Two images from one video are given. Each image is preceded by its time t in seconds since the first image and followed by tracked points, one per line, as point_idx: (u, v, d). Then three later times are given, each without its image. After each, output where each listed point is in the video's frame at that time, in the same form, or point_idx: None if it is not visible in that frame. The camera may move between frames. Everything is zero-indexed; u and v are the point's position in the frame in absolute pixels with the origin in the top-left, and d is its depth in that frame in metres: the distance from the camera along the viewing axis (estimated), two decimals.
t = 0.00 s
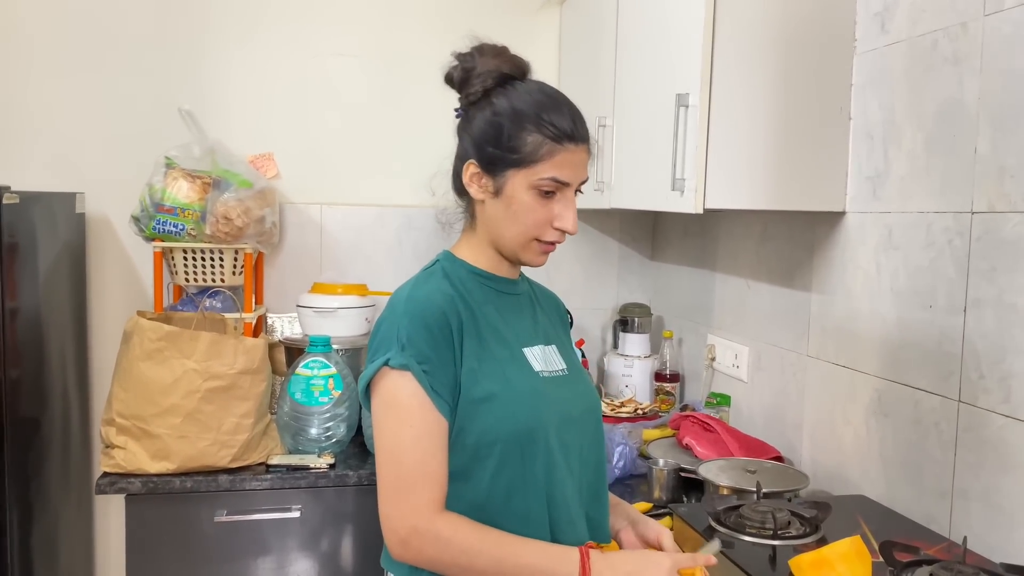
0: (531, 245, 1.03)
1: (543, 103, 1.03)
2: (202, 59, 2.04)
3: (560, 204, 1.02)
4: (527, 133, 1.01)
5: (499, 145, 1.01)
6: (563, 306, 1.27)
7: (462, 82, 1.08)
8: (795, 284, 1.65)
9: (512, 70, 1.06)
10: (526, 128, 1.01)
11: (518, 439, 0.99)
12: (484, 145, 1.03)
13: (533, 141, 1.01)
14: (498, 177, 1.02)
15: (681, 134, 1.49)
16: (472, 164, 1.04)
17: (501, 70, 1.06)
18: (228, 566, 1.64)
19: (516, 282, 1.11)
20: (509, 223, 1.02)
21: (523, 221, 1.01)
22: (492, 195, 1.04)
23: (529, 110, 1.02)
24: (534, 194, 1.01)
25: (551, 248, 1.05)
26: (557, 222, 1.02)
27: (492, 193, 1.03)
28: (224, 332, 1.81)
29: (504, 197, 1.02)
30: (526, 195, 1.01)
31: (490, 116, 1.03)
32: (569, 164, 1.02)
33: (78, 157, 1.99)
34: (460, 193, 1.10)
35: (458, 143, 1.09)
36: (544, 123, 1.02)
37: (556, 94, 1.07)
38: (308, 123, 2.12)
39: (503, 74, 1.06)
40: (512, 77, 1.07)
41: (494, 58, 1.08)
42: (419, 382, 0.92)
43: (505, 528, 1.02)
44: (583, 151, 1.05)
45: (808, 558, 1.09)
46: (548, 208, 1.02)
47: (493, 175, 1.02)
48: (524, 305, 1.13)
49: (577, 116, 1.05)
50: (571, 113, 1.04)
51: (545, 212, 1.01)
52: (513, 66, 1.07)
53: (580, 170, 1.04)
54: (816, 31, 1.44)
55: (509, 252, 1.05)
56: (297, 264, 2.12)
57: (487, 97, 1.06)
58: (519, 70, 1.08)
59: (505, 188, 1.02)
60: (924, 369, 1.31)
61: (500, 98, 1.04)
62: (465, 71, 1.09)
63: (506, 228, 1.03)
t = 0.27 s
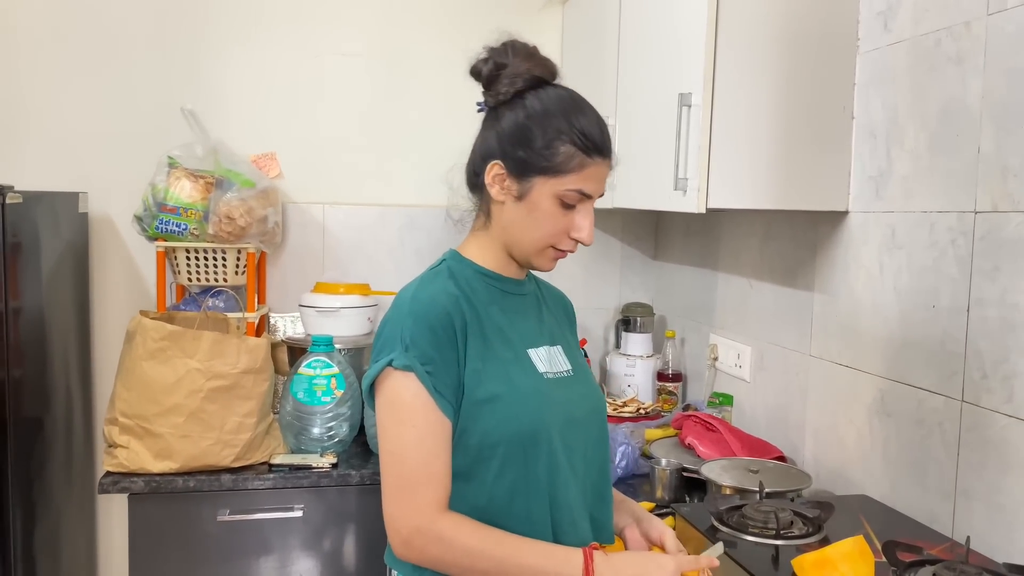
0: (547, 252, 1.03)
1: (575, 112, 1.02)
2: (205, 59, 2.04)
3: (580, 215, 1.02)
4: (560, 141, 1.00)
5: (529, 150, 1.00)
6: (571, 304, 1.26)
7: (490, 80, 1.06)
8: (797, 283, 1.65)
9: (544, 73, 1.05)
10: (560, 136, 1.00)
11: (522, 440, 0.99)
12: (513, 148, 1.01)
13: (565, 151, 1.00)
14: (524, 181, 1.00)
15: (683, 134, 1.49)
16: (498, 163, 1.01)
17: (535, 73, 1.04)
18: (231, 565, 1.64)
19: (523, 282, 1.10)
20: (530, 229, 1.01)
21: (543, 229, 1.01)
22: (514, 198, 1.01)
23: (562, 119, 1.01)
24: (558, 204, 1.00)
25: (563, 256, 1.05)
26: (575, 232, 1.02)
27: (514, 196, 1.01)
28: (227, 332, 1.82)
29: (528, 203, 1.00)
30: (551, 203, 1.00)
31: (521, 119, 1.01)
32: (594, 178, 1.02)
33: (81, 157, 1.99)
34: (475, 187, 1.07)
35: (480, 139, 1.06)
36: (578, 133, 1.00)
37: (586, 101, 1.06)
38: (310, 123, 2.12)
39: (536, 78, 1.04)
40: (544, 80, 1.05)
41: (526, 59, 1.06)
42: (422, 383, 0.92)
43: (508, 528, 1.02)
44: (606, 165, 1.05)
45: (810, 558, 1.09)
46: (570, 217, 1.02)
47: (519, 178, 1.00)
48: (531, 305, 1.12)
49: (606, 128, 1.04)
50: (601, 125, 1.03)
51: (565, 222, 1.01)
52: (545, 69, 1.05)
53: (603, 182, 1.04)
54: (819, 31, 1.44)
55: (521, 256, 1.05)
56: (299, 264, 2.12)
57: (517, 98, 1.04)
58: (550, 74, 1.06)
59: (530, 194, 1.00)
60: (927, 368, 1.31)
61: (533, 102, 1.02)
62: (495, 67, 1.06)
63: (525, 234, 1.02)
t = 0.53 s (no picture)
0: (561, 255, 1.03)
1: (596, 116, 1.01)
2: (206, 58, 2.04)
3: (596, 219, 1.02)
4: (580, 145, 0.99)
5: (549, 152, 0.99)
6: (584, 303, 1.26)
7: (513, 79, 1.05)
8: (798, 282, 1.65)
9: (567, 76, 1.04)
10: (580, 140, 0.99)
11: (533, 441, 0.99)
12: (532, 149, 1.00)
13: (585, 155, 0.99)
14: (542, 183, 1.00)
15: (685, 133, 1.49)
16: (517, 164, 1.01)
17: (558, 74, 1.03)
18: (233, 564, 1.65)
19: (538, 282, 1.10)
20: (546, 231, 1.01)
21: (559, 232, 1.00)
22: (531, 199, 1.01)
23: (583, 122, 1.00)
24: (575, 207, 1.00)
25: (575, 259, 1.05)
26: (590, 236, 1.01)
27: (531, 197, 1.01)
28: (228, 330, 1.82)
29: (544, 204, 1.00)
30: (567, 206, 1.00)
31: (542, 120, 1.01)
32: (612, 182, 1.01)
33: (83, 156, 1.99)
34: (492, 185, 1.07)
35: (500, 137, 1.06)
36: (598, 138, 1.00)
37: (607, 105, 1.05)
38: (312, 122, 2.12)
39: (558, 79, 1.03)
40: (566, 82, 1.04)
41: (550, 59, 1.05)
42: (435, 382, 0.92)
43: (515, 528, 1.02)
44: (625, 169, 1.04)
45: (811, 557, 1.10)
46: (586, 221, 1.01)
47: (538, 180, 1.00)
48: (545, 305, 1.11)
49: (626, 134, 1.03)
50: (621, 129, 1.03)
51: (581, 225, 1.01)
52: (567, 71, 1.05)
53: (620, 187, 1.03)
54: (821, 29, 1.44)
55: (536, 257, 1.04)
56: (300, 263, 2.13)
57: (539, 99, 1.03)
58: (572, 75, 1.06)
59: (547, 196, 1.00)
60: (928, 367, 1.31)
61: (554, 103, 1.02)
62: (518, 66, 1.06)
63: (540, 236, 1.01)
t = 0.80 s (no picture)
0: (575, 256, 1.03)
1: (617, 120, 1.01)
2: (207, 57, 2.04)
3: (613, 222, 1.01)
4: (600, 148, 0.99)
5: (568, 154, 0.99)
6: (595, 303, 1.25)
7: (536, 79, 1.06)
8: (800, 282, 1.65)
9: (589, 78, 1.04)
10: (600, 144, 0.99)
11: (545, 440, 0.99)
12: (552, 149, 1.00)
13: (604, 158, 0.99)
14: (560, 185, 0.99)
15: (687, 132, 1.49)
16: (537, 164, 1.01)
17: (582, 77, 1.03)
18: (234, 562, 1.65)
19: (551, 281, 1.10)
20: (562, 233, 1.01)
21: (575, 235, 1.00)
22: (549, 200, 1.01)
23: (603, 126, 1.00)
24: (592, 210, 1.00)
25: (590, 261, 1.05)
26: (606, 240, 1.01)
27: (549, 198, 1.01)
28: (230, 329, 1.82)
29: (561, 206, 1.00)
30: (585, 210, 1.00)
31: (563, 121, 1.00)
32: (630, 186, 1.01)
33: (85, 154, 1.99)
34: (511, 183, 1.07)
35: (520, 136, 1.06)
36: (618, 142, 0.99)
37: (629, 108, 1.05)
38: (313, 121, 2.12)
39: (581, 80, 1.03)
40: (588, 83, 1.04)
41: (574, 60, 1.05)
42: (450, 378, 0.92)
43: (522, 526, 1.02)
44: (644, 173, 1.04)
45: (813, 556, 1.10)
46: (603, 224, 1.01)
47: (556, 181, 1.00)
48: (558, 304, 1.11)
49: (647, 138, 1.03)
50: (642, 133, 1.02)
51: (597, 229, 1.01)
52: (590, 72, 1.04)
53: (639, 191, 1.03)
54: (823, 27, 1.44)
55: (550, 258, 1.05)
56: (302, 261, 2.13)
57: (560, 100, 1.03)
58: (595, 77, 1.05)
59: (564, 198, 0.99)
60: (930, 366, 1.31)
61: (575, 105, 1.01)
62: (541, 66, 1.06)
63: (556, 238, 1.02)
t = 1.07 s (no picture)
0: (579, 256, 1.03)
1: (621, 118, 1.01)
2: (208, 56, 2.04)
3: (617, 221, 1.01)
4: (603, 146, 0.98)
5: (572, 153, 0.99)
6: (602, 302, 1.25)
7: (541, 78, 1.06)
8: (801, 281, 1.64)
9: (592, 76, 1.03)
10: (603, 143, 0.98)
11: (548, 440, 0.98)
12: (556, 149, 1.00)
13: (607, 157, 0.98)
14: (563, 184, 0.99)
15: (688, 131, 1.49)
16: (540, 164, 1.00)
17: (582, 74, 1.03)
18: (234, 562, 1.65)
19: (557, 280, 1.09)
20: (566, 233, 1.01)
21: (579, 233, 1.00)
22: (552, 199, 1.01)
23: (607, 124, 0.99)
24: (596, 209, 0.99)
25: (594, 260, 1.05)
26: (610, 238, 1.01)
27: (553, 197, 1.01)
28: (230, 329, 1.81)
29: (565, 205, 1.00)
30: (588, 208, 0.99)
31: (567, 120, 1.00)
32: (635, 184, 1.01)
33: (85, 153, 1.99)
34: (516, 182, 1.07)
35: (524, 135, 1.06)
36: (622, 140, 0.99)
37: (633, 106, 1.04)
38: (314, 120, 2.12)
39: (585, 79, 1.03)
40: (592, 82, 1.03)
41: (579, 59, 1.05)
42: (452, 376, 0.91)
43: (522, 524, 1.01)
44: (649, 171, 1.03)
45: (815, 556, 1.10)
46: (607, 223, 1.01)
47: (560, 181, 0.99)
48: (564, 302, 1.11)
49: (651, 137, 1.02)
50: (646, 131, 1.02)
51: (601, 227, 1.00)
52: (594, 70, 1.04)
53: (643, 189, 1.03)
54: (825, 26, 1.43)
55: (555, 257, 1.04)
56: (303, 261, 2.12)
57: (564, 99, 1.03)
58: (599, 75, 1.05)
59: (568, 196, 0.99)
60: (932, 366, 1.30)
61: (579, 103, 1.01)
62: (546, 65, 1.06)
63: (560, 236, 1.01)
